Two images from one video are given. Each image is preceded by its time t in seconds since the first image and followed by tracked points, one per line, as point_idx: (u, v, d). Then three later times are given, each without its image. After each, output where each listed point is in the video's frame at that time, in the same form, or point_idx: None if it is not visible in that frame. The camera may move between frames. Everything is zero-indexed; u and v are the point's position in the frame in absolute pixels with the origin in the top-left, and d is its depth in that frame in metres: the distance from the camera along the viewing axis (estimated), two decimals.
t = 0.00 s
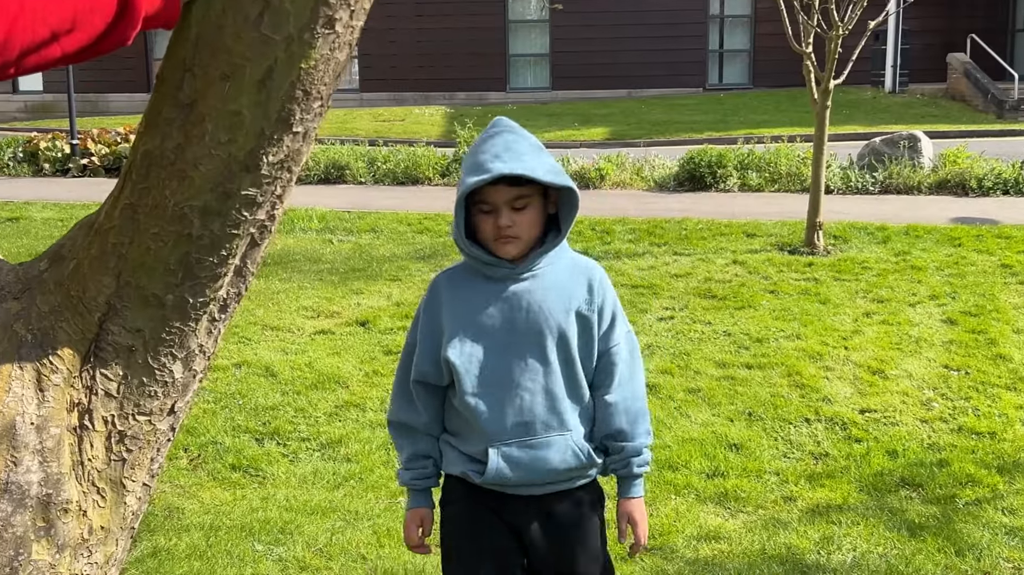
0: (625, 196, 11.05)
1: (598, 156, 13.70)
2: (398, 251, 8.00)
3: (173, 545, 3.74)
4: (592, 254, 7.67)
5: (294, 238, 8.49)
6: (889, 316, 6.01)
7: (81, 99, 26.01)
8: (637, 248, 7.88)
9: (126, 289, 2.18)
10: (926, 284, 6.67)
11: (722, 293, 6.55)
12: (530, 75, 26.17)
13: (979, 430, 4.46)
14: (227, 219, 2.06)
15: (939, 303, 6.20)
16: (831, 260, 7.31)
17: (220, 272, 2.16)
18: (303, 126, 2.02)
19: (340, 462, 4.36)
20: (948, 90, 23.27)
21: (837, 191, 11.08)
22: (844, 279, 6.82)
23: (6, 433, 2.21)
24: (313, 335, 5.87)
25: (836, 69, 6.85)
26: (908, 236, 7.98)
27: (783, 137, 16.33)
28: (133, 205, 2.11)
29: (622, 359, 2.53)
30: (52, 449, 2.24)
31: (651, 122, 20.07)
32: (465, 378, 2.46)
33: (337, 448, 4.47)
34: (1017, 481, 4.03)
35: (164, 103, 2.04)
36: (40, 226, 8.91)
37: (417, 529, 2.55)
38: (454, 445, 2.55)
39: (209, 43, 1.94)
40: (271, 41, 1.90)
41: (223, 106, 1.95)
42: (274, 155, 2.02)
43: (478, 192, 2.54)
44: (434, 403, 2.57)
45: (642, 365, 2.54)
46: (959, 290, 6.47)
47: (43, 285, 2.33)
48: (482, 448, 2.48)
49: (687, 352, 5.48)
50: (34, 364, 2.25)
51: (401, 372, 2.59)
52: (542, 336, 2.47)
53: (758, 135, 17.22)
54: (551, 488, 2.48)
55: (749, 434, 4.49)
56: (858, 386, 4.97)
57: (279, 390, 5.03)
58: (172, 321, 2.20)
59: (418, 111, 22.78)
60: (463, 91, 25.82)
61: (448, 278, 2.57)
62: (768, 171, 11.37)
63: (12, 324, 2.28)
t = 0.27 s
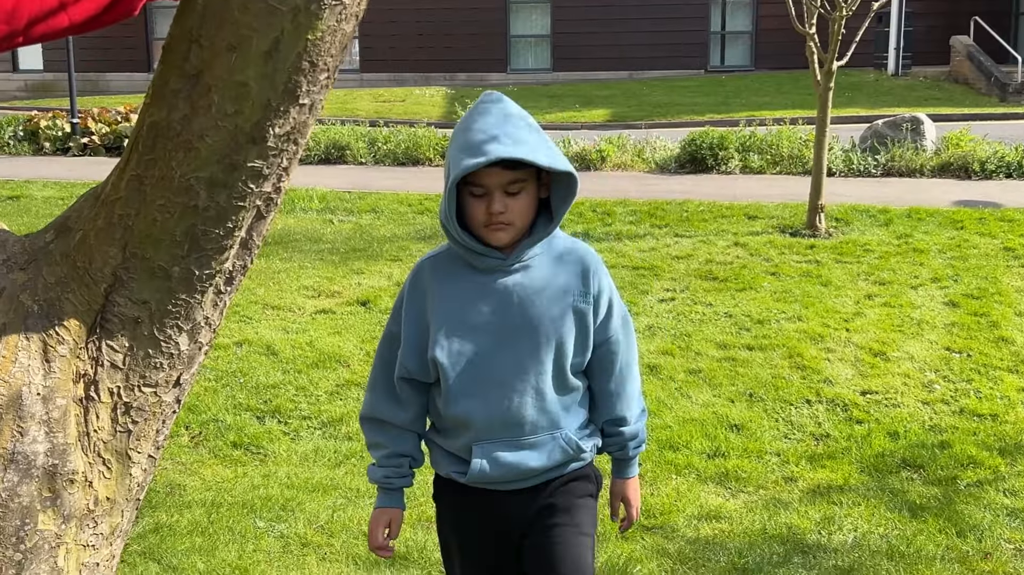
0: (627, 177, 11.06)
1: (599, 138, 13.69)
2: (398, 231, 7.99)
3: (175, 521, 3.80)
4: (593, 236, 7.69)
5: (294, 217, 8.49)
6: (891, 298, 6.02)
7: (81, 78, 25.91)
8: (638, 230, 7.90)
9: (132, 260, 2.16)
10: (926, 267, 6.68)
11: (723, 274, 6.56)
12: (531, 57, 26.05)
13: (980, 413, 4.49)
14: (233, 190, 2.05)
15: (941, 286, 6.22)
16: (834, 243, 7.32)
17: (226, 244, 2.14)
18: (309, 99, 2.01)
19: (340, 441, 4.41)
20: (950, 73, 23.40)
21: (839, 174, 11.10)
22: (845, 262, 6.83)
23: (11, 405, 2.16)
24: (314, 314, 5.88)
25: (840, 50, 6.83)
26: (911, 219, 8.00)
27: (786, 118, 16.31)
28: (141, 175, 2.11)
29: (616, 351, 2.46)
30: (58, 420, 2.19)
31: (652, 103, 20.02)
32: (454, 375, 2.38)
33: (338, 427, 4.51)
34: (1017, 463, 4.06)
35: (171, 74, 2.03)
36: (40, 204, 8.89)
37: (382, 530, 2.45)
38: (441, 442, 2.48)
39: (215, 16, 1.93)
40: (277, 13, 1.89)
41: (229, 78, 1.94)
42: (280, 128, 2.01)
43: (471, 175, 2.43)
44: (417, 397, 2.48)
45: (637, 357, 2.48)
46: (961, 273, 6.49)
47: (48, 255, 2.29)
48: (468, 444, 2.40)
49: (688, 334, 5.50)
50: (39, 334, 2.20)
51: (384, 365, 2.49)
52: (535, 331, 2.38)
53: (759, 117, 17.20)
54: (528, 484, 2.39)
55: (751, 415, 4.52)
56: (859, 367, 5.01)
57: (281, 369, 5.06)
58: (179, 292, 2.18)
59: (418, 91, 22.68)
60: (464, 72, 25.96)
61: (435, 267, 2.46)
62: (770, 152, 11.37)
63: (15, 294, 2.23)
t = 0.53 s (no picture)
0: (628, 160, 11.06)
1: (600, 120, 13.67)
2: (398, 211, 7.99)
3: (174, 498, 3.88)
4: (593, 218, 7.70)
5: (294, 197, 8.48)
6: (893, 281, 6.03)
7: (81, 56, 25.82)
8: (638, 211, 7.90)
9: (131, 234, 2.12)
10: (927, 250, 6.69)
11: (723, 257, 6.56)
12: (532, 38, 26.15)
13: (980, 395, 4.51)
14: (233, 164, 2.02)
15: (942, 269, 6.22)
16: (835, 226, 7.31)
17: (226, 219, 2.12)
18: (309, 73, 2.01)
19: (339, 419, 4.46)
20: (954, 57, 23.41)
21: (840, 157, 11.11)
22: (846, 245, 6.83)
23: (11, 377, 2.14)
24: (313, 294, 5.88)
25: (842, 32, 6.81)
26: (912, 202, 8.00)
27: (788, 101, 16.29)
28: (139, 148, 2.08)
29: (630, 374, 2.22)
30: (57, 393, 2.17)
31: (654, 85, 19.98)
32: (448, 393, 2.17)
33: (337, 406, 4.56)
34: (1016, 446, 4.07)
35: (172, 46, 2.01)
36: (40, 182, 8.87)
37: (389, 542, 2.30)
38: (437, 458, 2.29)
39: None
40: None
41: (229, 51, 1.93)
42: (280, 101, 1.99)
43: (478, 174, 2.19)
44: (414, 408, 2.30)
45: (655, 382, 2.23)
46: (962, 257, 6.50)
47: (48, 228, 2.26)
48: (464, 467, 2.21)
49: (688, 315, 5.51)
50: (38, 307, 2.18)
51: (378, 372, 2.31)
52: (539, 349, 2.14)
53: (762, 100, 17.16)
54: (536, 509, 2.20)
55: (750, 396, 4.53)
56: (859, 350, 5.02)
57: (280, 348, 5.10)
58: (179, 267, 2.15)
59: (418, 72, 22.58)
60: (465, 52, 25.88)
61: (435, 269, 2.24)
62: (771, 135, 11.36)
63: (15, 267, 2.21)
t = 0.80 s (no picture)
0: (630, 145, 11.06)
1: (602, 104, 13.65)
2: (399, 195, 7.98)
3: (175, 479, 3.88)
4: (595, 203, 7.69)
5: (295, 180, 8.47)
6: (894, 268, 6.03)
7: (82, 38, 25.70)
8: (640, 197, 7.90)
9: (135, 214, 2.13)
10: (929, 237, 6.69)
11: (725, 243, 6.55)
12: (535, 23, 26.03)
13: (982, 382, 4.52)
14: (237, 145, 2.02)
15: (943, 256, 6.23)
16: (837, 212, 7.31)
17: (229, 199, 2.12)
18: (313, 53, 2.01)
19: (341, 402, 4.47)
20: (957, 44, 23.37)
21: (843, 143, 11.11)
22: (848, 231, 6.83)
23: (14, 355, 2.10)
24: (315, 277, 5.89)
25: (846, 19, 6.78)
26: (914, 189, 8.00)
27: (790, 87, 16.27)
28: (143, 128, 2.07)
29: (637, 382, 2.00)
30: (60, 372, 2.14)
31: (656, 71, 19.93)
32: (434, 384, 2.07)
33: (339, 389, 4.57)
34: (1017, 433, 4.09)
35: (175, 26, 2.00)
36: (41, 163, 8.85)
37: (363, 529, 2.20)
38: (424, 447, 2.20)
39: None
40: None
41: (233, 31, 1.92)
42: (285, 82, 1.99)
43: (474, 158, 2.07)
44: (404, 390, 2.23)
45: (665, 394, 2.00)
46: (964, 243, 6.50)
47: (52, 207, 2.25)
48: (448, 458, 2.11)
49: (690, 301, 5.52)
50: (41, 287, 2.16)
51: (368, 352, 2.24)
52: (530, 345, 2.00)
53: (765, 85, 17.13)
54: (545, 511, 2.08)
55: (751, 382, 4.54)
56: (861, 336, 5.03)
57: (282, 331, 5.10)
58: (182, 247, 2.15)
59: (420, 57, 22.51)
60: (467, 37, 25.84)
61: (430, 252, 2.15)
62: (773, 122, 11.35)
63: (18, 246, 2.18)
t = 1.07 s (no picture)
0: (634, 133, 11.06)
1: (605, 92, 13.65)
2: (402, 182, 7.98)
3: (178, 464, 3.89)
4: (598, 191, 7.71)
5: (298, 166, 8.47)
6: (897, 258, 6.03)
7: (86, 22, 25.63)
8: (643, 185, 7.90)
9: (139, 198, 2.07)
10: (932, 227, 6.70)
11: (728, 231, 6.55)
12: (538, 10, 26.59)
13: (984, 372, 4.53)
14: (242, 130, 2.00)
15: (946, 246, 6.24)
16: (840, 202, 7.31)
17: (233, 184, 2.09)
18: (317, 39, 2.01)
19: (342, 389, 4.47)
20: (961, 33, 23.35)
21: (846, 133, 11.12)
22: (851, 221, 6.83)
23: (18, 339, 2.06)
24: (317, 263, 5.89)
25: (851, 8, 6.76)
26: (918, 178, 8.00)
27: (795, 75, 16.25)
28: (148, 112, 2.02)
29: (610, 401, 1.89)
30: (64, 356, 2.09)
31: (660, 59, 19.90)
32: (394, 401, 1.90)
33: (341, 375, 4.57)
34: (1020, 423, 4.10)
35: (180, 9, 1.97)
36: (44, 148, 8.85)
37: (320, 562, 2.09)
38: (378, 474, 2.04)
39: None
40: None
41: (238, 16, 1.91)
42: (289, 67, 1.98)
43: (442, 153, 1.92)
44: (358, 411, 2.05)
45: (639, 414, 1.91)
46: (967, 234, 6.50)
47: (54, 190, 2.19)
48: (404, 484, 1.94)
49: (692, 289, 5.52)
50: (45, 270, 2.10)
51: (321, 369, 2.06)
52: (499, 358, 1.86)
53: (768, 74, 17.12)
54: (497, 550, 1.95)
55: (753, 370, 4.55)
56: (863, 326, 5.03)
57: (284, 317, 5.11)
58: (186, 232, 2.11)
59: (423, 43, 22.46)
60: (471, 23, 26.20)
61: (392, 259, 1.99)
62: (777, 111, 11.33)
63: (20, 228, 2.12)
